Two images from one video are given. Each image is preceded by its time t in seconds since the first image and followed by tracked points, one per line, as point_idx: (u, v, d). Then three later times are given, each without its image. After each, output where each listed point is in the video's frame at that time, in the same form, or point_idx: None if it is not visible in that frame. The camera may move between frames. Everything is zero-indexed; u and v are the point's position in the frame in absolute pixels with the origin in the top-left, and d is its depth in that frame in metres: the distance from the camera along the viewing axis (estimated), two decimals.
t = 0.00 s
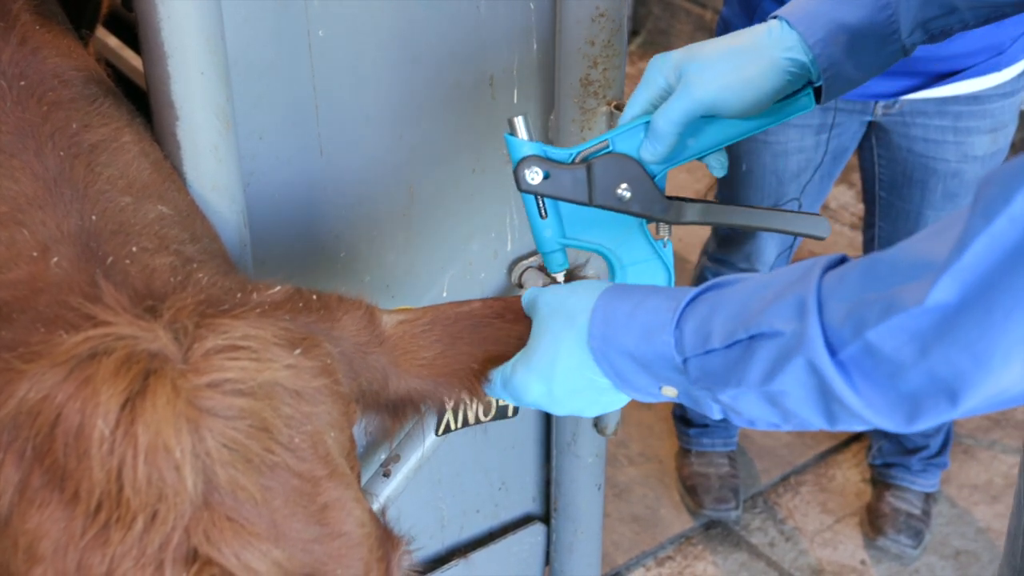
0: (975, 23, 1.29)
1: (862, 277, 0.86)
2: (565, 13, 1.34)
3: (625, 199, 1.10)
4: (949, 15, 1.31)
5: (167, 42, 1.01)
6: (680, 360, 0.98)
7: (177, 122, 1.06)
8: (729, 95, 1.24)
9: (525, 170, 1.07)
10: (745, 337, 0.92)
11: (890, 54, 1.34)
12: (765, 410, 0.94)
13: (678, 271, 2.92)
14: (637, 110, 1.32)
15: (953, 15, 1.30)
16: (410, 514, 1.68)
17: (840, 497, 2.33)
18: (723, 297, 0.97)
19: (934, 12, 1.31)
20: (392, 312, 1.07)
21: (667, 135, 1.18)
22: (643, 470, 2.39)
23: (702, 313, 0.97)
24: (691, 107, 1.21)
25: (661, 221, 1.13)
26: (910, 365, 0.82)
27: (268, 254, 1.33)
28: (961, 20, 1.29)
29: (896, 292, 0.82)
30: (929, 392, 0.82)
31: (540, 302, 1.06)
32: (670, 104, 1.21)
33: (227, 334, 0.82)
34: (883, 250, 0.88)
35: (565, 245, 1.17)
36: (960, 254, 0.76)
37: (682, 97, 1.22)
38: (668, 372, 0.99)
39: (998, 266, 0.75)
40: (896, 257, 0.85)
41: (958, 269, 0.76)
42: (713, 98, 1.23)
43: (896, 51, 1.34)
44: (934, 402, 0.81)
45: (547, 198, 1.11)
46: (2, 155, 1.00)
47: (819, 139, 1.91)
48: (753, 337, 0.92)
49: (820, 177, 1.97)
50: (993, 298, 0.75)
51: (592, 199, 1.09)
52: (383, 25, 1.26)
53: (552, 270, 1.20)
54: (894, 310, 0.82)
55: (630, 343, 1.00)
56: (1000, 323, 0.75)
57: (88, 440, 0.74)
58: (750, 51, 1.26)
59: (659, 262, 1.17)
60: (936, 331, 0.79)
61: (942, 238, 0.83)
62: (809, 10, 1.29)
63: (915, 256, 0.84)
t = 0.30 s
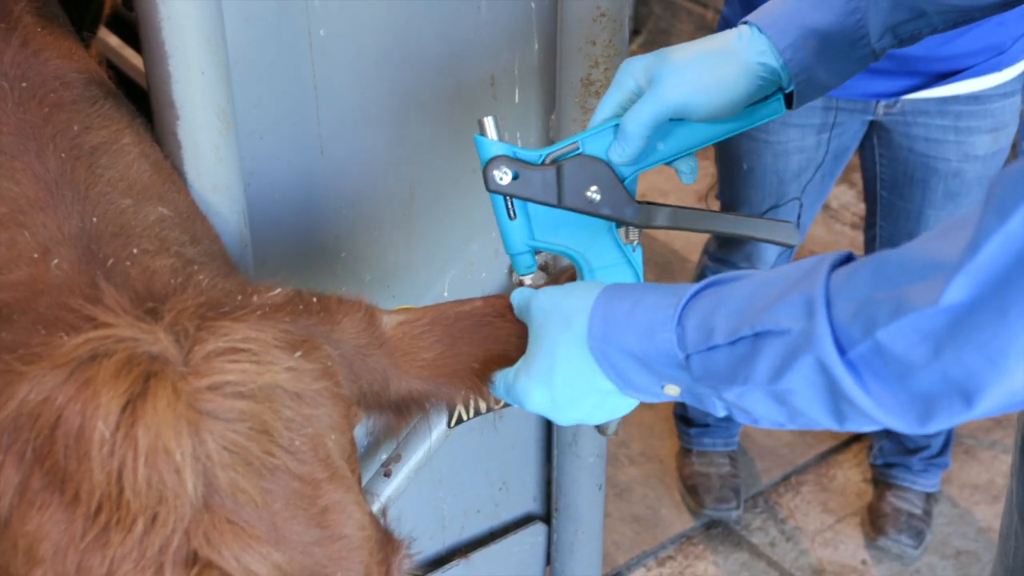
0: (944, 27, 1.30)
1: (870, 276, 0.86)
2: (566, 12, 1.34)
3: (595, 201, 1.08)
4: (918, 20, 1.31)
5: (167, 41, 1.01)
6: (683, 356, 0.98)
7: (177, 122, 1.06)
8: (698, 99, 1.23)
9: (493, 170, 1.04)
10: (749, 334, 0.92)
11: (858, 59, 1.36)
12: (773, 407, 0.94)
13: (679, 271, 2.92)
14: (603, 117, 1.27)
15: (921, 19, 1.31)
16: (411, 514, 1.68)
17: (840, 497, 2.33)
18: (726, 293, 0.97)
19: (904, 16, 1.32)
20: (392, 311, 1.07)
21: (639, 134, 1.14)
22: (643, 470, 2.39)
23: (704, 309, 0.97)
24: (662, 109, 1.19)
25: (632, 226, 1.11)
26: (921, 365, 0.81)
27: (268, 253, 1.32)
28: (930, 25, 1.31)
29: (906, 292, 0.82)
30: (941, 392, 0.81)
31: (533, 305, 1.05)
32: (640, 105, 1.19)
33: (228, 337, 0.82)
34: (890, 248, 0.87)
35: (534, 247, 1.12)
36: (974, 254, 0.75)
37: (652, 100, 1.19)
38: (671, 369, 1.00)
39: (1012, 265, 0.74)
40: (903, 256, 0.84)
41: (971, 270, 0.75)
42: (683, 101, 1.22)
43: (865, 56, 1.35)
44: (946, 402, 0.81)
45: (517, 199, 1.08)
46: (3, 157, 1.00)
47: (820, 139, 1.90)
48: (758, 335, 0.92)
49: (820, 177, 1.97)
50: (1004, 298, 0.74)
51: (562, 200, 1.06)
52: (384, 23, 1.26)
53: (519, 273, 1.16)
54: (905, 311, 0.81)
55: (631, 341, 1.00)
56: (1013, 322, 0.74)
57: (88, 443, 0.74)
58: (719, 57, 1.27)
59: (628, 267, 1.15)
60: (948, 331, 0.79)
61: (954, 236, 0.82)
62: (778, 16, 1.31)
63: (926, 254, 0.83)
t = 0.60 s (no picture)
0: (938, 43, 1.36)
1: (888, 287, 0.85)
2: (565, 11, 1.34)
3: (591, 213, 1.07)
4: (914, 36, 1.34)
5: (167, 41, 1.01)
6: (709, 376, 0.97)
7: (177, 122, 1.06)
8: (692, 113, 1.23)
9: (489, 176, 1.05)
10: (776, 353, 0.91)
11: (855, 77, 1.35)
12: (800, 423, 0.94)
13: (679, 270, 2.91)
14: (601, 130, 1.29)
15: (916, 36, 1.34)
16: (410, 514, 1.68)
17: (840, 497, 2.33)
18: (746, 310, 0.96)
19: (899, 33, 1.33)
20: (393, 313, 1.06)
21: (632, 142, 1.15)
22: (643, 470, 2.39)
23: (726, 327, 0.96)
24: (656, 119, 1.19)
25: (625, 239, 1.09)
26: (947, 378, 0.81)
27: (268, 253, 1.31)
28: (926, 41, 1.35)
29: (928, 304, 0.81)
30: (968, 405, 0.81)
31: (539, 330, 1.03)
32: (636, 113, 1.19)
33: (226, 332, 0.82)
34: (907, 257, 0.87)
35: (528, 257, 1.11)
36: (996, 267, 0.74)
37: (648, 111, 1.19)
38: (696, 387, 0.99)
39: None
40: (921, 265, 0.84)
41: (994, 283, 0.75)
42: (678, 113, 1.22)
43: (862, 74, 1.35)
44: (974, 414, 0.81)
45: (513, 207, 1.07)
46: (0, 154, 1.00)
47: (820, 139, 1.89)
48: (784, 353, 0.91)
49: (820, 177, 1.96)
50: None
51: (558, 210, 1.06)
52: (382, 25, 1.26)
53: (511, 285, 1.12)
54: (929, 325, 0.80)
55: (652, 364, 0.99)
56: None
57: (86, 438, 0.74)
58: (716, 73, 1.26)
59: (624, 284, 1.13)
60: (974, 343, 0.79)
61: (974, 245, 0.81)
62: (773, 35, 1.29)
63: (946, 264, 0.82)
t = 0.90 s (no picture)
0: (943, 59, 1.32)
1: (888, 303, 0.87)
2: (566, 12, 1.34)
3: (590, 220, 1.06)
4: (917, 52, 1.32)
5: (166, 42, 1.00)
6: (732, 406, 0.99)
7: (174, 122, 1.06)
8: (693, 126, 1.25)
9: (491, 176, 1.05)
10: (790, 381, 0.92)
11: (860, 96, 1.35)
12: (822, 439, 0.95)
13: (679, 270, 2.91)
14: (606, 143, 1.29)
15: (920, 52, 1.31)
16: (410, 515, 1.68)
17: (841, 497, 2.33)
18: (756, 338, 0.96)
19: (902, 49, 1.31)
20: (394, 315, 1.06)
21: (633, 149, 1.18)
22: (643, 469, 2.38)
23: (740, 356, 0.97)
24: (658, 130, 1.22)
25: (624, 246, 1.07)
26: (947, 389, 0.82)
27: (267, 255, 1.32)
28: (931, 58, 1.32)
29: (923, 316, 0.83)
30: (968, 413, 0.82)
31: (552, 366, 1.02)
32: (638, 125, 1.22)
33: (224, 334, 0.82)
34: (901, 271, 0.89)
35: (525, 259, 1.10)
36: (984, 269, 0.78)
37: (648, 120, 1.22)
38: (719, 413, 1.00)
39: None
40: (915, 279, 0.87)
41: (982, 286, 0.78)
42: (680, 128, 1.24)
43: (867, 92, 1.35)
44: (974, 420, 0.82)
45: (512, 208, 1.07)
46: None
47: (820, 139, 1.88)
48: (797, 380, 0.92)
49: (821, 176, 1.96)
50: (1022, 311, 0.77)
51: (557, 213, 1.06)
52: (382, 26, 1.26)
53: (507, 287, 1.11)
54: (924, 334, 0.82)
55: (674, 395, 1.00)
56: None
57: (84, 440, 0.74)
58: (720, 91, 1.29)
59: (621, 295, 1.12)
60: (969, 348, 0.80)
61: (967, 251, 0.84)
62: (773, 56, 1.32)
63: (942, 274, 0.85)
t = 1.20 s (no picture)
0: (943, 71, 1.31)
1: (897, 295, 0.85)
2: (567, 10, 1.33)
3: (579, 218, 1.07)
4: (916, 64, 1.30)
5: (166, 42, 1.00)
6: (740, 394, 0.96)
7: (173, 122, 1.05)
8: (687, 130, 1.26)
9: (483, 169, 1.05)
10: (798, 372, 0.90)
11: (859, 110, 1.34)
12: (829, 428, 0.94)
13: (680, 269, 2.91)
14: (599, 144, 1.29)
15: (919, 64, 1.30)
16: (410, 515, 1.68)
17: (842, 496, 2.32)
18: (762, 326, 0.93)
19: (901, 62, 1.30)
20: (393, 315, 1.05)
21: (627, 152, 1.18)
22: (644, 468, 2.38)
23: (747, 346, 0.94)
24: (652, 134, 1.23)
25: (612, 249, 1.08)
26: (960, 384, 0.81)
27: (263, 248, 1.31)
28: (929, 70, 1.31)
29: (934, 314, 0.82)
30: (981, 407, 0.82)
31: (558, 360, 1.01)
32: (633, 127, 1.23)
33: (223, 338, 0.81)
34: (911, 259, 0.86)
35: (512, 255, 1.09)
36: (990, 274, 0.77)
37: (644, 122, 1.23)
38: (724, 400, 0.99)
39: None
40: (925, 271, 0.84)
41: (990, 289, 0.78)
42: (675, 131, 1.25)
43: (867, 105, 1.34)
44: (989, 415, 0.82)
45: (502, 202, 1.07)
46: None
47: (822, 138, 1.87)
48: (806, 371, 0.90)
49: (823, 176, 1.95)
50: None
51: (547, 211, 1.05)
52: (381, 23, 1.25)
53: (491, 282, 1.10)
54: (938, 332, 0.81)
55: (682, 382, 0.99)
56: None
57: (81, 445, 0.73)
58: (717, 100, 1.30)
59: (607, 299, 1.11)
60: (983, 347, 0.80)
61: (975, 243, 0.82)
62: (774, 68, 1.31)
63: (951, 267, 0.82)
